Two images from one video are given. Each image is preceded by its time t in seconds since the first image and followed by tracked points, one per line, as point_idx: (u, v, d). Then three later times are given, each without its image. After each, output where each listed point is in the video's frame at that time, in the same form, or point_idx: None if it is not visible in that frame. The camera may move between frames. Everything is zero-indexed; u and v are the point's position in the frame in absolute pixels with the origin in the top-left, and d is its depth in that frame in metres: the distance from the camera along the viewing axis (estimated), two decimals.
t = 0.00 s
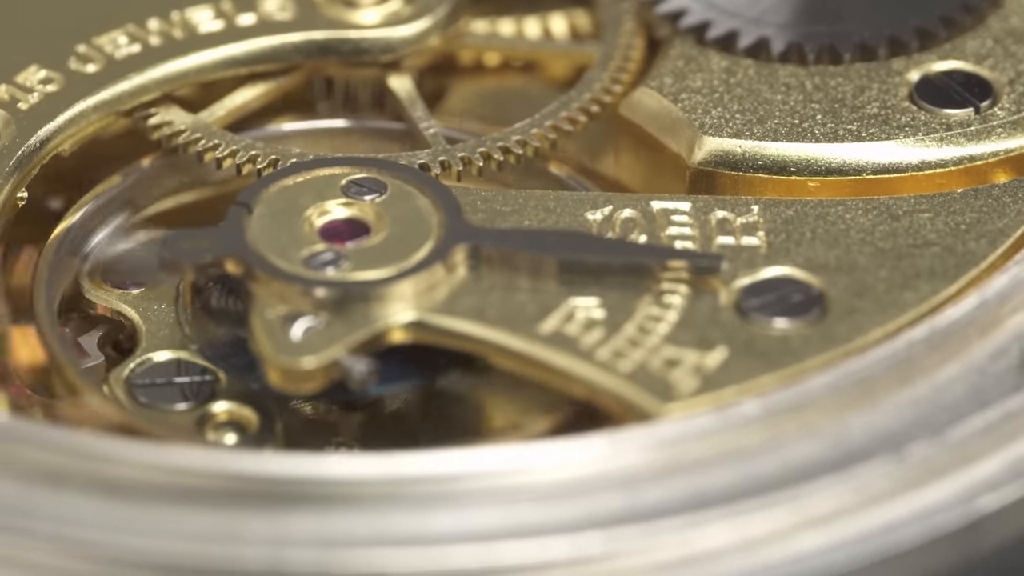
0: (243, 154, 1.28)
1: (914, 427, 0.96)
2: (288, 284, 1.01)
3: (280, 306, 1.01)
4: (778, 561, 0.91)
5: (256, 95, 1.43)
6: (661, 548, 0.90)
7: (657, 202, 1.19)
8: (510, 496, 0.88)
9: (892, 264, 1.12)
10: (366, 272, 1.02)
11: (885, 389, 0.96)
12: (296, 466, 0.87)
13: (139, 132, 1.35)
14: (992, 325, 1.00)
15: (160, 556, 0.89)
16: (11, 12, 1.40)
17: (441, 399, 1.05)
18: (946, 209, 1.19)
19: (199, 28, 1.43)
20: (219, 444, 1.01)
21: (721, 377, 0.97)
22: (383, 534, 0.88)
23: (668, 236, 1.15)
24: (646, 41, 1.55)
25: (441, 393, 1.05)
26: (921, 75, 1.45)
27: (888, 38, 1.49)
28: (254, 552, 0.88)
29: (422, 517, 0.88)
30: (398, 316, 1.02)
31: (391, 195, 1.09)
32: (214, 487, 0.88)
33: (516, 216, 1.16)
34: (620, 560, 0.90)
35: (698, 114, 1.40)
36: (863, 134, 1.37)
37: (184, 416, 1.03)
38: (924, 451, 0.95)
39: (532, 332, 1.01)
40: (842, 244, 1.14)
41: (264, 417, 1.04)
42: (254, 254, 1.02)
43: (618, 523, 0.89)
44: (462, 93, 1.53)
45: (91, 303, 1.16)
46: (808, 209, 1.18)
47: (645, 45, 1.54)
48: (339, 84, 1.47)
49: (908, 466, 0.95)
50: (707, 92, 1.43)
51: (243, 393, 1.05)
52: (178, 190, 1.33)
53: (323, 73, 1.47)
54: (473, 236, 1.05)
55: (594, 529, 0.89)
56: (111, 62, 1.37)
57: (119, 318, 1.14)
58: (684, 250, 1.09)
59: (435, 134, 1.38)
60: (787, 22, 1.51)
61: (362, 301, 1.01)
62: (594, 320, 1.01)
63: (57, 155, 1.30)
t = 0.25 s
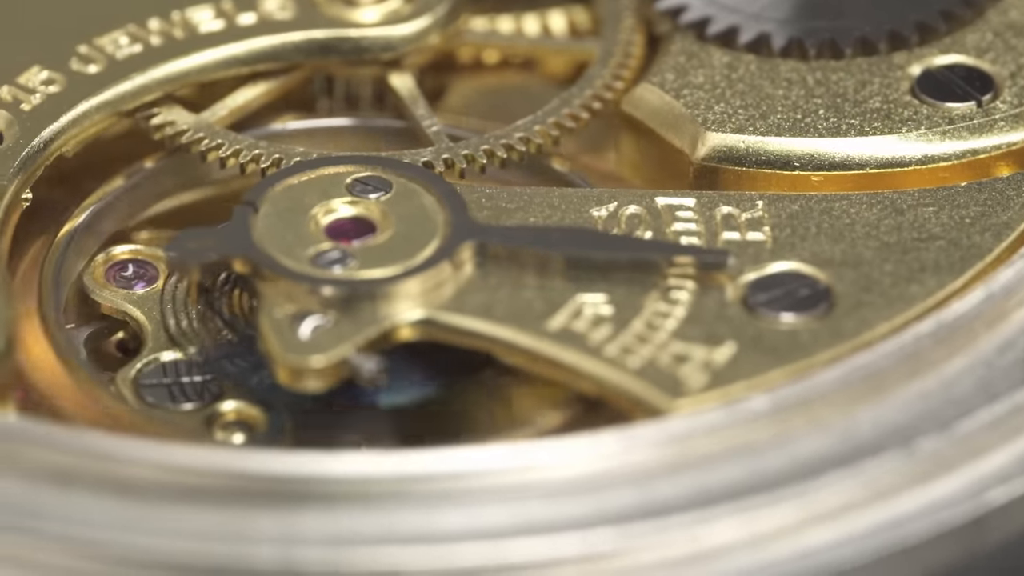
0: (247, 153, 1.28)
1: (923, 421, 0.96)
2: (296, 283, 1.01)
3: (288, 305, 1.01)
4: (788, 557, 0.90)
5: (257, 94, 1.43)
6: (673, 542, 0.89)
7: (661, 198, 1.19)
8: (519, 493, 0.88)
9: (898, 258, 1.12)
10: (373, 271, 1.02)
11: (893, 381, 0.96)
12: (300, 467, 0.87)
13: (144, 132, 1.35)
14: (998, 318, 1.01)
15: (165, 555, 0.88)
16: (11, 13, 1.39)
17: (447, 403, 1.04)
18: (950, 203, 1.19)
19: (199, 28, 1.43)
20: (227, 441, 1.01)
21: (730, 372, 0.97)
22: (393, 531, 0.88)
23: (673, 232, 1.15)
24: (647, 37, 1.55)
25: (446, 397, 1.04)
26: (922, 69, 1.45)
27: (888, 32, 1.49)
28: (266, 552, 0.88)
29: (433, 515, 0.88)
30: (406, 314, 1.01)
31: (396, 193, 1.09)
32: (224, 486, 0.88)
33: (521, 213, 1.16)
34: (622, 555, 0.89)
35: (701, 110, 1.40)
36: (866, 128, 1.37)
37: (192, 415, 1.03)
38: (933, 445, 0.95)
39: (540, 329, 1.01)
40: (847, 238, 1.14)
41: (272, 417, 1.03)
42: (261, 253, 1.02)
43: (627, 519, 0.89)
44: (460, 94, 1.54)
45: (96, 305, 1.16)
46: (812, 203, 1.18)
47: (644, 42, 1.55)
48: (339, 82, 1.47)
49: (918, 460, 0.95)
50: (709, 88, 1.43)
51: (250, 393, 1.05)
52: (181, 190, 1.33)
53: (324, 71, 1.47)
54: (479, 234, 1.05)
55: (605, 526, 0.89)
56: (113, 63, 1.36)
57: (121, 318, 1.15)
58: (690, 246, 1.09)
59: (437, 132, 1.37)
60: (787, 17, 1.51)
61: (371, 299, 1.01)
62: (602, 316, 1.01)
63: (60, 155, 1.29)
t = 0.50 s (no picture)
0: (253, 152, 1.27)
1: (942, 409, 0.96)
2: (308, 281, 1.00)
3: (301, 303, 1.01)
4: (804, 546, 0.90)
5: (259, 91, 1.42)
6: (697, 532, 0.89)
7: (669, 190, 1.19)
8: (545, 488, 0.88)
9: (908, 248, 1.12)
10: (384, 268, 1.01)
11: (909, 369, 0.96)
12: (325, 464, 0.87)
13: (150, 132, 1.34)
14: (1009, 306, 1.01)
15: (193, 557, 0.87)
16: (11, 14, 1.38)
17: (453, 396, 1.05)
18: (956, 192, 1.19)
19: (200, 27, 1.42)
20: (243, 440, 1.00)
21: (745, 365, 0.97)
22: (421, 528, 0.87)
23: (682, 226, 1.15)
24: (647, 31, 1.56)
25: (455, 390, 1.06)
26: (924, 59, 1.45)
27: (888, 23, 1.49)
28: (292, 551, 0.87)
29: (457, 511, 0.88)
30: (420, 311, 1.01)
31: (405, 190, 1.09)
32: (248, 485, 0.87)
33: (530, 208, 1.16)
34: (649, 549, 0.89)
35: (705, 103, 1.39)
36: (871, 119, 1.37)
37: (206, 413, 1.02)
38: (952, 432, 0.96)
39: (553, 324, 1.01)
40: (856, 229, 1.14)
41: (286, 416, 1.03)
42: (272, 252, 1.02)
43: (648, 512, 0.89)
44: (462, 89, 1.53)
45: (105, 304, 1.15)
46: (820, 194, 1.19)
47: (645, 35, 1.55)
48: (340, 80, 1.47)
49: (937, 448, 0.95)
50: (712, 81, 1.43)
51: (263, 391, 1.03)
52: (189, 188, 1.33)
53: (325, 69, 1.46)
54: (490, 229, 1.05)
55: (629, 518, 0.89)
56: (115, 63, 1.35)
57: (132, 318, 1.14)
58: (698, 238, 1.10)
59: (442, 128, 1.37)
60: (788, 9, 1.51)
61: (384, 296, 1.01)
62: (615, 310, 1.01)
63: (66, 157, 1.29)
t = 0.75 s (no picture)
0: (260, 149, 1.27)
1: (959, 398, 0.95)
2: (324, 278, 1.00)
3: (318, 300, 1.00)
4: (821, 535, 0.88)
5: (264, 91, 1.42)
6: (719, 523, 0.87)
7: (679, 181, 1.19)
8: (571, 481, 0.86)
9: (919, 236, 1.13)
10: (399, 263, 1.01)
11: (927, 356, 0.95)
12: (346, 461, 0.84)
13: (155, 132, 1.33)
14: None
15: (212, 555, 0.84)
16: (12, 16, 1.37)
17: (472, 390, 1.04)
18: (965, 178, 1.20)
19: (202, 26, 1.42)
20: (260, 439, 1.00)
21: (763, 355, 0.97)
22: (445, 523, 0.84)
23: (692, 217, 1.15)
24: (647, 24, 1.56)
25: (468, 388, 1.05)
26: (926, 47, 1.46)
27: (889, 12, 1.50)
28: (312, 548, 0.84)
29: (478, 505, 0.85)
30: (438, 306, 1.01)
31: (415, 185, 1.09)
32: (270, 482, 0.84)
33: (540, 202, 1.16)
34: (666, 541, 0.86)
35: (710, 94, 1.40)
36: (876, 108, 1.37)
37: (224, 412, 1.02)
38: (971, 418, 0.95)
39: (569, 317, 1.01)
40: (867, 218, 1.15)
41: (303, 413, 1.03)
42: (287, 250, 1.02)
43: (671, 504, 0.87)
44: (462, 86, 1.54)
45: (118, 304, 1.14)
46: (828, 183, 1.19)
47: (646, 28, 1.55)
48: (340, 77, 1.47)
49: (956, 435, 0.94)
50: (716, 72, 1.43)
51: (281, 389, 1.04)
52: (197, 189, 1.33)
53: (326, 68, 1.47)
54: (502, 224, 1.05)
55: (652, 510, 0.86)
56: (119, 63, 1.35)
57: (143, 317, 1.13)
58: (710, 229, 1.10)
59: (448, 123, 1.37)
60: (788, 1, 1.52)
61: (399, 292, 1.00)
62: (631, 302, 1.01)
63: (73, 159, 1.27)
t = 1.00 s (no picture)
0: (268, 148, 1.26)
1: (976, 382, 0.95)
2: (340, 275, 1.00)
3: (334, 297, 1.00)
4: (842, 522, 0.88)
5: (267, 88, 1.41)
6: (743, 514, 0.87)
7: (688, 173, 1.19)
8: (596, 473, 0.85)
9: (929, 223, 1.13)
10: (414, 259, 1.01)
11: (941, 344, 0.95)
12: (374, 456, 0.84)
13: (157, 131, 1.32)
14: None
15: (245, 553, 0.83)
16: (12, 17, 1.36)
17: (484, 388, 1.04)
18: (972, 166, 1.20)
19: (204, 26, 1.41)
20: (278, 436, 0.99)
21: (781, 345, 0.97)
22: (473, 518, 0.84)
23: (703, 208, 1.15)
24: (647, 16, 1.56)
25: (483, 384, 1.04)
26: (927, 35, 1.46)
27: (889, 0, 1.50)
28: (340, 545, 0.83)
29: (506, 500, 0.85)
30: (455, 301, 1.01)
31: (426, 181, 1.10)
32: (298, 478, 0.84)
33: (551, 195, 1.16)
34: (690, 530, 0.86)
35: (715, 85, 1.40)
36: (880, 97, 1.37)
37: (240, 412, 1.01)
38: (989, 403, 0.95)
39: (586, 309, 1.01)
40: (877, 206, 1.15)
41: (320, 412, 1.02)
42: (302, 248, 1.01)
43: (695, 495, 0.86)
44: (463, 81, 1.54)
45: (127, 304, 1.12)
46: (837, 171, 1.19)
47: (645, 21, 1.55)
48: (341, 74, 1.47)
49: (976, 419, 0.94)
50: (719, 63, 1.43)
51: (297, 386, 1.03)
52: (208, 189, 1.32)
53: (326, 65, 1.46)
54: (516, 218, 1.05)
55: (677, 502, 0.86)
56: (122, 64, 1.33)
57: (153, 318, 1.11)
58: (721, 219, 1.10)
59: (453, 118, 1.37)
60: None
61: (415, 287, 1.00)
62: (647, 294, 1.01)
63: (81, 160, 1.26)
